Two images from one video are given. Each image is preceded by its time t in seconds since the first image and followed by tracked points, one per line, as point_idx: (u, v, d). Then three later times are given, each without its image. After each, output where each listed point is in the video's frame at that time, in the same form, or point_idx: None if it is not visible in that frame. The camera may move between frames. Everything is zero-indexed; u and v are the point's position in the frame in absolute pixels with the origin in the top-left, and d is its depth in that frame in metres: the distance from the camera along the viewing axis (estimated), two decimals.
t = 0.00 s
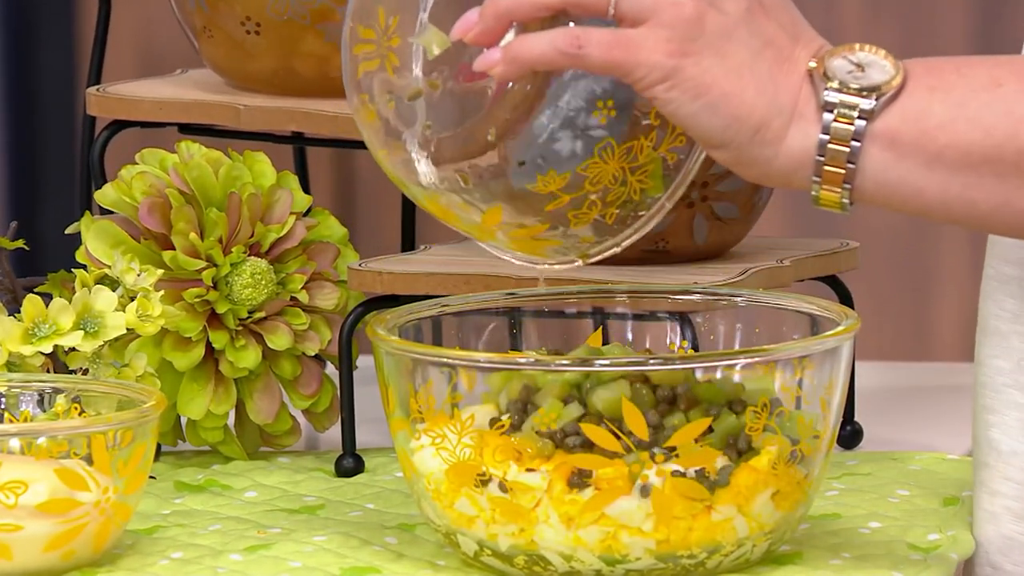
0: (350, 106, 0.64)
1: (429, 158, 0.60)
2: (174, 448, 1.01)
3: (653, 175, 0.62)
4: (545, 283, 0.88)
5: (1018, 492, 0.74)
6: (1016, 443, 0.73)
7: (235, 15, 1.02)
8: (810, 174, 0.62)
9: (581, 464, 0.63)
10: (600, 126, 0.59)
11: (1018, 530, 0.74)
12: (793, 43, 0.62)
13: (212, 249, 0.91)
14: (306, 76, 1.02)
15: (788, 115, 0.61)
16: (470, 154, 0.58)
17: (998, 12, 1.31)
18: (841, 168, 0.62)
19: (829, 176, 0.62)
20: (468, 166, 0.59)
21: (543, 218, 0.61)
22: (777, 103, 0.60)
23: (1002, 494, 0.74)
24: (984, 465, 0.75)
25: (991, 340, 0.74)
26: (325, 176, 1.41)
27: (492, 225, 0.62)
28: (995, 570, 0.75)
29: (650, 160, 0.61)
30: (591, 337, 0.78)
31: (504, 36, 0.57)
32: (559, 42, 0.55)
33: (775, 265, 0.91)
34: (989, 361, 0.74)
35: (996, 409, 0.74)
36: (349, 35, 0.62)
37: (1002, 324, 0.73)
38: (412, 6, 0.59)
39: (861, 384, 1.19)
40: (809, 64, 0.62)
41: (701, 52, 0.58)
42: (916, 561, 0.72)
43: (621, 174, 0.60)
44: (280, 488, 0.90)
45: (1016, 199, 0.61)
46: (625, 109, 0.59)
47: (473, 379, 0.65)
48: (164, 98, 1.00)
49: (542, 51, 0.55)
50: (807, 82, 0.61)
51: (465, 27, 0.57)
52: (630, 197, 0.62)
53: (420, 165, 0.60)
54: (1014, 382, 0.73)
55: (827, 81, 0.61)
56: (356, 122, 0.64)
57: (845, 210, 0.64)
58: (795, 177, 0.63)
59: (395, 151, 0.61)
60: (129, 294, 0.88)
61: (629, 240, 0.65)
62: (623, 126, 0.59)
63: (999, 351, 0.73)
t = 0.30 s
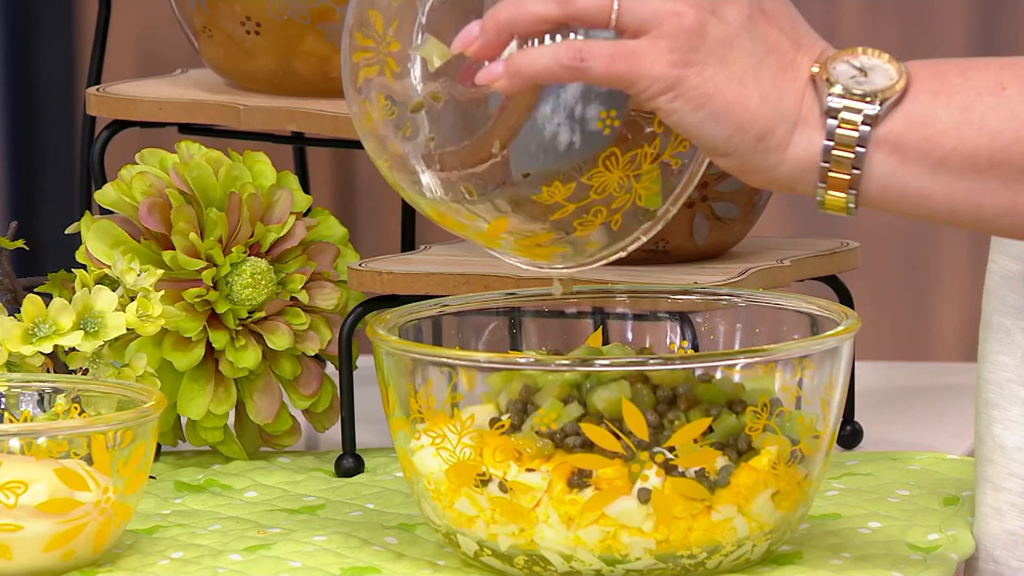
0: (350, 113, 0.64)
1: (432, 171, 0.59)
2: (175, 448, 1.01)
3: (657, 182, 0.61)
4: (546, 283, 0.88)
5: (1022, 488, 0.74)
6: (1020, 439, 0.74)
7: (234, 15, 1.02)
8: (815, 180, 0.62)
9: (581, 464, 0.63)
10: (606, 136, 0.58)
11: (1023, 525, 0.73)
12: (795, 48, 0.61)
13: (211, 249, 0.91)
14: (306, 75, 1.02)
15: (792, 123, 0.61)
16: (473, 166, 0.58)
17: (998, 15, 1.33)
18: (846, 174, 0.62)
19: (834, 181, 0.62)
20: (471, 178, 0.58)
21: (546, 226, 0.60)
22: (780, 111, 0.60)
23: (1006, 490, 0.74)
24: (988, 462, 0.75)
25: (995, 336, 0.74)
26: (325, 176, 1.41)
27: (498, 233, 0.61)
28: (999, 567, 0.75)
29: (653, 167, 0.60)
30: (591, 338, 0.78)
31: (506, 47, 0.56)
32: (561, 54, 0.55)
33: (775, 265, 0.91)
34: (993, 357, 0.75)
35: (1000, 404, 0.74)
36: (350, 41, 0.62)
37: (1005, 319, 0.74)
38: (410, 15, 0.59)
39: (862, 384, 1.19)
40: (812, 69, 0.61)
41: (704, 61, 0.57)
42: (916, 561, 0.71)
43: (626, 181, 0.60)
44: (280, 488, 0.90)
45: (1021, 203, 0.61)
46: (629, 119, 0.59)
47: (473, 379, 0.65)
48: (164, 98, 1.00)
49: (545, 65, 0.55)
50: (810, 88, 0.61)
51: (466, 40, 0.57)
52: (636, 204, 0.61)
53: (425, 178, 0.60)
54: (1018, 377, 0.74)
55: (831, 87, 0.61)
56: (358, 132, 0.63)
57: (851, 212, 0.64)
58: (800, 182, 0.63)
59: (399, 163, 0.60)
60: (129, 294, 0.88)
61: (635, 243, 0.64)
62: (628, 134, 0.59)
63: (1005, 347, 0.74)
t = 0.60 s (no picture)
0: (348, 123, 0.63)
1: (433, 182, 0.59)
2: (175, 448, 1.01)
3: (657, 190, 0.60)
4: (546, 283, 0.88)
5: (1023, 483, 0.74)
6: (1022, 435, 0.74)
7: (234, 15, 1.02)
8: (815, 186, 0.62)
9: (581, 464, 0.63)
10: (602, 144, 0.58)
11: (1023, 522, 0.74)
12: (793, 54, 0.60)
13: (211, 249, 0.91)
14: (306, 75, 1.02)
15: (791, 129, 0.61)
16: (473, 178, 0.57)
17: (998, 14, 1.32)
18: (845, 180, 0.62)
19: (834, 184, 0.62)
20: (472, 190, 0.58)
21: (548, 236, 0.60)
22: (779, 118, 0.60)
23: (1006, 486, 0.74)
24: (988, 457, 0.76)
25: (996, 331, 0.74)
26: (325, 176, 1.41)
27: (499, 243, 0.61)
28: (1001, 562, 0.75)
29: (653, 175, 0.60)
30: (591, 337, 0.78)
31: (503, 60, 0.56)
32: (559, 66, 0.54)
33: (775, 264, 0.91)
34: (994, 353, 0.75)
35: (1002, 400, 0.74)
36: (347, 50, 0.62)
37: (1005, 315, 0.74)
38: (407, 26, 0.58)
39: (862, 385, 1.19)
40: (811, 74, 0.61)
41: (702, 70, 0.57)
42: (916, 561, 0.72)
43: (625, 189, 0.59)
44: (280, 488, 0.90)
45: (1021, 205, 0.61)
46: (625, 126, 0.58)
47: (473, 379, 0.65)
48: (164, 98, 1.00)
49: (542, 78, 0.54)
50: (808, 94, 0.61)
51: (463, 52, 0.56)
52: (636, 213, 0.60)
53: (427, 189, 0.59)
54: (1018, 373, 0.74)
55: (829, 93, 0.61)
56: (355, 142, 0.63)
57: (851, 218, 0.64)
58: (801, 188, 0.63)
59: (399, 175, 0.60)
60: (129, 294, 0.88)
61: (637, 252, 0.64)
62: (624, 143, 0.58)
63: (1007, 345, 0.74)
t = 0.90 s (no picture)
0: (343, 127, 0.63)
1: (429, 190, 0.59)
2: (174, 448, 1.01)
3: (654, 194, 0.60)
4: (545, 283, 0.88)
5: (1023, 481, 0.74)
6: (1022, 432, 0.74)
7: (234, 15, 1.02)
8: (811, 190, 0.62)
9: (581, 464, 0.63)
10: (597, 151, 0.58)
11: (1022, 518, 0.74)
12: (787, 58, 0.60)
13: (211, 249, 0.91)
14: (306, 75, 1.02)
15: (786, 134, 0.61)
16: (469, 186, 0.58)
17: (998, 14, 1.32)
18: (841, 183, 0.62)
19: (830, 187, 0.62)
20: (469, 198, 0.58)
21: (546, 242, 0.60)
22: (774, 123, 0.60)
23: (1006, 483, 0.74)
24: (989, 454, 0.76)
25: (996, 328, 0.74)
26: (325, 176, 1.41)
27: (498, 249, 0.61)
28: (1000, 558, 0.75)
29: (650, 180, 0.60)
30: (591, 337, 0.78)
31: (496, 69, 0.56)
32: (552, 74, 0.54)
33: (775, 264, 0.91)
34: (993, 351, 0.75)
35: (1002, 397, 0.74)
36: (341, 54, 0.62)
37: (1005, 313, 0.74)
38: (401, 33, 0.59)
39: (861, 384, 1.19)
40: (805, 78, 0.61)
41: (696, 76, 0.57)
42: (916, 561, 0.72)
43: (622, 195, 0.59)
44: (281, 488, 0.90)
45: (1016, 206, 0.61)
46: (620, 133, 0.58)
47: (473, 379, 0.65)
48: (164, 98, 1.00)
49: (536, 86, 0.54)
50: (803, 98, 0.61)
51: (457, 63, 0.56)
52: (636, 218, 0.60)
53: (424, 197, 0.60)
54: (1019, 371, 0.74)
55: (824, 97, 0.60)
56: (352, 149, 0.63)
57: (848, 221, 0.64)
58: (797, 192, 0.63)
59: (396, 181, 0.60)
60: (129, 294, 0.88)
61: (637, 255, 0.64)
62: (619, 150, 0.59)
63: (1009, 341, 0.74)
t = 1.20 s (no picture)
0: (342, 138, 0.63)
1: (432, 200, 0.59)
2: (174, 448, 1.01)
3: (655, 202, 0.60)
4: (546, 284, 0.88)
5: None
6: None
7: (235, 15, 1.02)
8: (812, 196, 0.62)
9: (581, 464, 0.63)
10: (597, 161, 0.58)
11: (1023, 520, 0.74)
12: (786, 66, 0.60)
13: (212, 249, 0.91)
14: (306, 75, 1.02)
15: (787, 141, 0.61)
16: (472, 195, 0.58)
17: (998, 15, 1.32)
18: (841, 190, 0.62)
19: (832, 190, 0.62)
20: (470, 208, 0.58)
21: (548, 251, 0.60)
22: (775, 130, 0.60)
23: (1007, 485, 0.74)
24: (989, 456, 0.76)
25: (998, 330, 0.75)
26: (325, 176, 1.41)
27: (499, 260, 0.61)
28: (1000, 560, 0.75)
29: (650, 189, 0.60)
30: (591, 337, 0.78)
31: (496, 80, 0.56)
32: (551, 85, 0.54)
33: (775, 264, 0.91)
34: (995, 353, 0.75)
35: (1002, 399, 0.74)
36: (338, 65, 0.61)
37: (1006, 314, 0.74)
38: (399, 41, 0.58)
39: (861, 384, 1.19)
40: (805, 85, 0.61)
41: (695, 85, 0.57)
42: (916, 562, 0.72)
43: (623, 203, 0.59)
44: (281, 488, 0.90)
45: (1017, 213, 0.61)
46: (620, 142, 0.58)
47: (473, 378, 0.65)
48: (164, 98, 1.00)
49: (536, 97, 0.54)
50: (802, 105, 0.61)
51: (457, 73, 0.56)
52: (637, 227, 0.60)
53: (427, 206, 0.59)
54: (1020, 372, 0.74)
55: (824, 103, 0.60)
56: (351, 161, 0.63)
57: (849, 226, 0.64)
58: (798, 199, 0.62)
59: (397, 192, 0.60)
60: (129, 294, 0.88)
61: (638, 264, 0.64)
62: (620, 159, 0.59)
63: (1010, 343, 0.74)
